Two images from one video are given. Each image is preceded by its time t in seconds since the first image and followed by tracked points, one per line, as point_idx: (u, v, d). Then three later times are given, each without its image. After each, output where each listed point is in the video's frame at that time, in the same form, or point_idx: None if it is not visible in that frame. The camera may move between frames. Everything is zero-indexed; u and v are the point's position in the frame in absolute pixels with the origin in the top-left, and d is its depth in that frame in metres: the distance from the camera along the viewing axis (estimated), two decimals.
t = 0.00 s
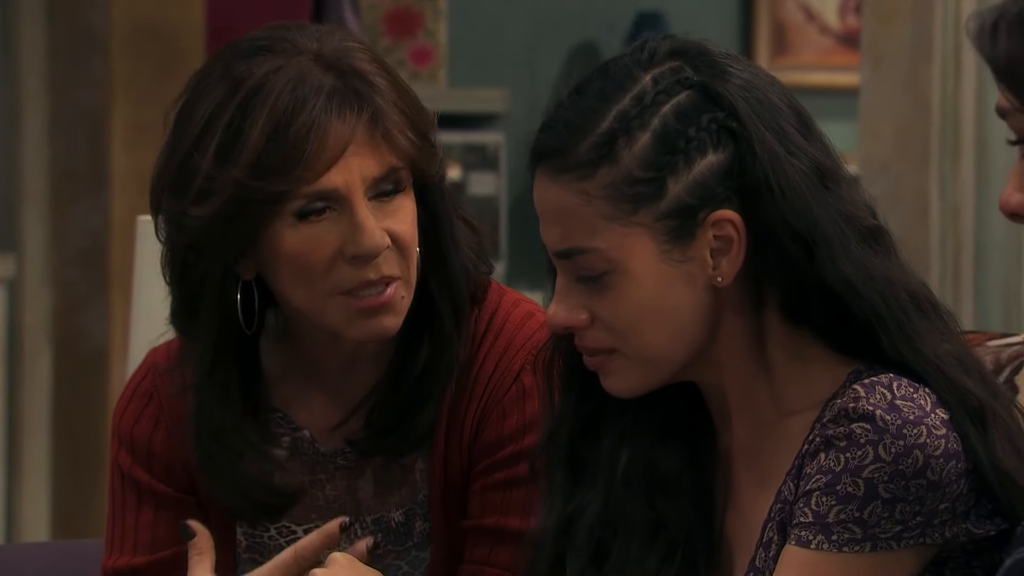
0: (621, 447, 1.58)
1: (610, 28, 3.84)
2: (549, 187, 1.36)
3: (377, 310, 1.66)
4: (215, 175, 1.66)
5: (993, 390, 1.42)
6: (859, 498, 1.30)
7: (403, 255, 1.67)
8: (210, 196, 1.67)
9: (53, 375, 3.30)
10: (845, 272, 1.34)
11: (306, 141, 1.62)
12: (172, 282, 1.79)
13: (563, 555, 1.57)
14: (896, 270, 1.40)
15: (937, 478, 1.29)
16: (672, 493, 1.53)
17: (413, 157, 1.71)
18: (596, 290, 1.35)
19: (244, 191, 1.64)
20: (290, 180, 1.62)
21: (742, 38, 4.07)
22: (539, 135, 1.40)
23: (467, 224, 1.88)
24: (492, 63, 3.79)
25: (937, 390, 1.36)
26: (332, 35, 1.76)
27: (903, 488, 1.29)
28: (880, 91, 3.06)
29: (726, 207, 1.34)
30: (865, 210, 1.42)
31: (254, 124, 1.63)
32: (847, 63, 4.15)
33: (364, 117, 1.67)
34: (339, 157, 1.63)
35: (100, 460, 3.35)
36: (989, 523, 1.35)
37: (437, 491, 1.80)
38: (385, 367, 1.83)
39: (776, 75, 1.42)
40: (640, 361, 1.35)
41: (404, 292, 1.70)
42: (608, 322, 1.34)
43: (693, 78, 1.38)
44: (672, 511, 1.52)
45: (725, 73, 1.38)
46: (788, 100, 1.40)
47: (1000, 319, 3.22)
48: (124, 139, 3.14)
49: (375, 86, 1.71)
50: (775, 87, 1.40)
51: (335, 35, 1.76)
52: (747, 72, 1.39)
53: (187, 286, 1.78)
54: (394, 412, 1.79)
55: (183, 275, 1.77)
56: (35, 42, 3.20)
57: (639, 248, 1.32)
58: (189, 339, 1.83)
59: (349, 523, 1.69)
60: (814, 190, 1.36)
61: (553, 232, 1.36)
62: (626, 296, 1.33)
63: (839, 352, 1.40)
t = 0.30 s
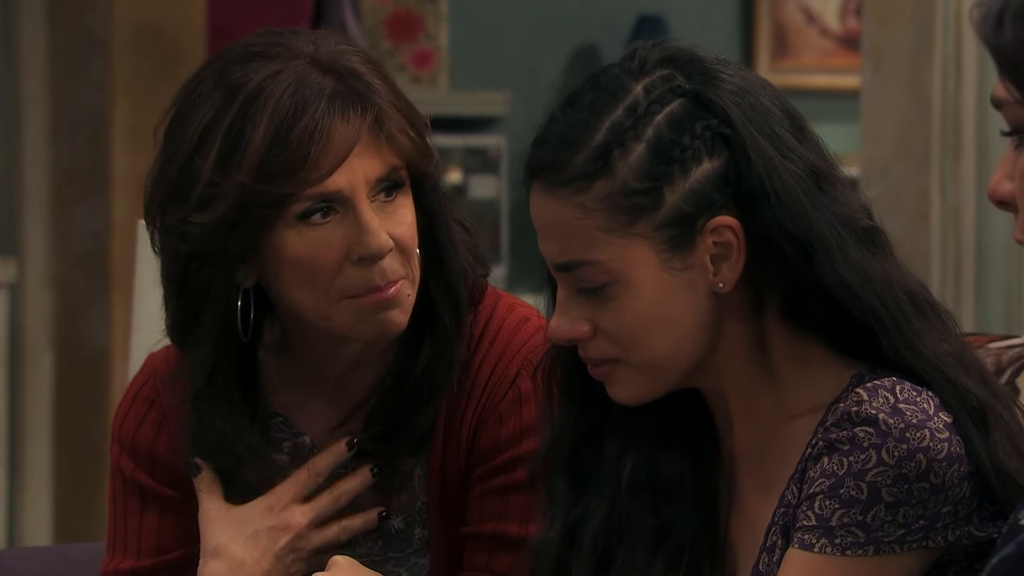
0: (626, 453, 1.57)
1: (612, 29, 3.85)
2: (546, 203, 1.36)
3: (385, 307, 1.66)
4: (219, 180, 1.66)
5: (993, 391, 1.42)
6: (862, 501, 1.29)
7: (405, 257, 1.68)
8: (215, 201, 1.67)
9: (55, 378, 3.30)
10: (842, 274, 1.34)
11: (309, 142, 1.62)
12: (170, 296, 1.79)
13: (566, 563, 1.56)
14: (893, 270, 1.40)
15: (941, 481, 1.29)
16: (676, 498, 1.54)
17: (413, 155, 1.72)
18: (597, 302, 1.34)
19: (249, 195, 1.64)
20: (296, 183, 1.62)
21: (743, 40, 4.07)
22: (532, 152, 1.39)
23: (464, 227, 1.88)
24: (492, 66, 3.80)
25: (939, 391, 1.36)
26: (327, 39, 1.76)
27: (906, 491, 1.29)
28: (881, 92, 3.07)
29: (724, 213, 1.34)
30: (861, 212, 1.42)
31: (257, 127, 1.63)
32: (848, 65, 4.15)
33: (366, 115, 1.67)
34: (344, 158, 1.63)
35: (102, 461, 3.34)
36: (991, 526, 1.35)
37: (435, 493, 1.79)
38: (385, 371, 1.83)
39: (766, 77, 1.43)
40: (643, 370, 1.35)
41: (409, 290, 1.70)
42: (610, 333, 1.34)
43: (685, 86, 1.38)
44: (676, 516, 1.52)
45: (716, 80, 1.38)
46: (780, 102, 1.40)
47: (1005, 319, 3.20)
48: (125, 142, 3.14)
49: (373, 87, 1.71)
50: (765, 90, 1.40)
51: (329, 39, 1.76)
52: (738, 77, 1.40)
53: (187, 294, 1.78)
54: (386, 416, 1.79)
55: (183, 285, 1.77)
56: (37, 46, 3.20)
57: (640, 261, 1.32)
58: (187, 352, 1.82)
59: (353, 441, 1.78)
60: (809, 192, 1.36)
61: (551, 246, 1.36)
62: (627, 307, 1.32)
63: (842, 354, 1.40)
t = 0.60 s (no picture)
0: (630, 449, 1.58)
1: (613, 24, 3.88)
2: (550, 201, 1.36)
3: (386, 305, 1.66)
4: (216, 170, 1.66)
5: (996, 386, 1.41)
6: (863, 496, 1.30)
7: (407, 253, 1.68)
8: (210, 193, 1.68)
9: (57, 375, 3.31)
10: (842, 269, 1.34)
11: (307, 137, 1.62)
12: (173, 286, 1.78)
13: (570, 560, 1.55)
14: (896, 264, 1.40)
15: (941, 476, 1.29)
16: (682, 492, 1.54)
17: (416, 155, 1.71)
18: (601, 299, 1.34)
19: (245, 188, 1.64)
20: (291, 177, 1.63)
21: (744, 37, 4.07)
22: (534, 151, 1.39)
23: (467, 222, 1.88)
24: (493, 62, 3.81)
25: (939, 385, 1.36)
26: (331, 34, 1.76)
27: (907, 486, 1.29)
28: (882, 89, 3.03)
29: (727, 209, 1.34)
30: (863, 206, 1.42)
31: (258, 119, 1.64)
32: (850, 62, 4.15)
33: (366, 111, 1.67)
34: (341, 154, 1.63)
35: (104, 462, 3.33)
36: (992, 522, 1.34)
37: (437, 491, 1.80)
38: (390, 368, 1.83)
39: (768, 72, 1.42)
40: (648, 366, 1.35)
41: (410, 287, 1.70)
42: (614, 328, 1.34)
43: (686, 82, 1.38)
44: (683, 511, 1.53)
45: (718, 75, 1.38)
46: (782, 96, 1.40)
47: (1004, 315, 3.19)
48: (127, 138, 3.13)
49: (377, 83, 1.71)
50: (766, 84, 1.40)
51: (333, 35, 1.76)
52: (738, 72, 1.39)
53: (187, 285, 1.77)
54: (393, 413, 1.79)
55: (182, 275, 1.76)
56: (38, 44, 3.21)
57: (644, 257, 1.32)
58: (186, 342, 1.81)
59: (346, 428, 1.77)
60: (810, 187, 1.35)
61: (555, 244, 1.36)
62: (632, 303, 1.32)
63: (844, 351, 1.41)
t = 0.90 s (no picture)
0: (632, 451, 1.58)
1: (612, 28, 3.86)
2: (553, 200, 1.36)
3: (390, 313, 1.66)
4: (221, 182, 1.66)
5: (998, 389, 1.42)
6: (865, 499, 1.30)
7: (408, 260, 1.68)
8: (217, 206, 1.67)
9: (58, 378, 3.31)
10: (844, 273, 1.34)
11: (315, 149, 1.62)
12: (174, 294, 1.78)
13: (572, 561, 1.56)
14: (899, 267, 1.40)
15: (942, 479, 1.29)
16: (683, 494, 1.54)
17: (418, 162, 1.72)
18: (604, 299, 1.34)
19: (251, 200, 1.64)
20: (297, 189, 1.63)
21: (745, 41, 4.08)
22: (538, 150, 1.39)
23: (468, 226, 1.88)
24: (494, 67, 3.81)
25: (941, 387, 1.36)
26: (333, 42, 1.76)
27: (908, 489, 1.29)
28: (882, 92, 3.06)
29: (731, 211, 1.34)
30: (866, 209, 1.42)
31: (264, 127, 1.63)
32: (850, 65, 4.15)
33: (371, 121, 1.67)
34: (349, 163, 1.64)
35: (105, 465, 3.32)
36: (994, 525, 1.35)
37: (438, 496, 1.80)
38: (392, 371, 1.83)
39: (772, 75, 1.42)
40: (650, 366, 1.35)
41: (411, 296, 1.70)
42: (616, 329, 1.34)
43: (691, 84, 1.38)
44: (685, 513, 1.53)
45: (723, 77, 1.38)
46: (786, 99, 1.40)
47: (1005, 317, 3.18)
48: (126, 142, 3.14)
49: (378, 91, 1.71)
50: (769, 87, 1.40)
51: (336, 42, 1.76)
52: (744, 74, 1.40)
53: (191, 296, 1.77)
54: (393, 416, 1.79)
55: (187, 288, 1.76)
56: (39, 48, 3.21)
57: (646, 257, 1.32)
58: (191, 352, 1.82)
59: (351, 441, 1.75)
60: (814, 190, 1.36)
61: (558, 243, 1.36)
62: (634, 304, 1.32)
63: (845, 354, 1.41)
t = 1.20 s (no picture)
0: (631, 450, 1.58)
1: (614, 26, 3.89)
2: (554, 196, 1.35)
3: (390, 318, 1.67)
4: (221, 188, 1.66)
5: (999, 387, 1.41)
6: (866, 495, 1.30)
7: (409, 265, 1.67)
8: (216, 210, 1.67)
9: (59, 377, 3.31)
10: (845, 273, 1.34)
11: (314, 155, 1.62)
12: (172, 296, 1.78)
13: (573, 560, 1.56)
14: (900, 267, 1.40)
15: (943, 475, 1.29)
16: (683, 493, 1.55)
17: (418, 168, 1.71)
18: (605, 296, 1.34)
19: (251, 206, 1.64)
20: (298, 195, 1.63)
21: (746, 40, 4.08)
22: (541, 146, 1.39)
23: (468, 226, 1.88)
24: (495, 66, 3.82)
25: (942, 384, 1.36)
26: (332, 45, 1.75)
27: (909, 485, 1.29)
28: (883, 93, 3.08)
29: (732, 208, 1.34)
30: (867, 208, 1.42)
31: (264, 134, 1.63)
32: (852, 63, 4.14)
33: (373, 129, 1.67)
34: (349, 171, 1.63)
35: (106, 464, 3.32)
36: (995, 520, 1.34)
37: (438, 496, 1.80)
38: (393, 369, 1.83)
39: (776, 73, 1.42)
40: (651, 364, 1.34)
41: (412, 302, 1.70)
42: (616, 325, 1.34)
43: (694, 81, 1.38)
44: (685, 512, 1.53)
45: (726, 74, 1.38)
46: (789, 98, 1.40)
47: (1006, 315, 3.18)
48: (129, 138, 3.13)
49: (378, 94, 1.71)
50: (773, 85, 1.40)
51: (338, 45, 1.76)
52: (748, 72, 1.39)
53: (191, 300, 1.77)
54: (393, 415, 1.80)
55: (186, 289, 1.76)
56: (40, 47, 3.22)
57: (647, 253, 1.32)
58: (191, 354, 1.82)
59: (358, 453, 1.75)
60: (816, 189, 1.36)
61: (560, 239, 1.36)
62: (635, 301, 1.32)
63: (845, 352, 1.41)
